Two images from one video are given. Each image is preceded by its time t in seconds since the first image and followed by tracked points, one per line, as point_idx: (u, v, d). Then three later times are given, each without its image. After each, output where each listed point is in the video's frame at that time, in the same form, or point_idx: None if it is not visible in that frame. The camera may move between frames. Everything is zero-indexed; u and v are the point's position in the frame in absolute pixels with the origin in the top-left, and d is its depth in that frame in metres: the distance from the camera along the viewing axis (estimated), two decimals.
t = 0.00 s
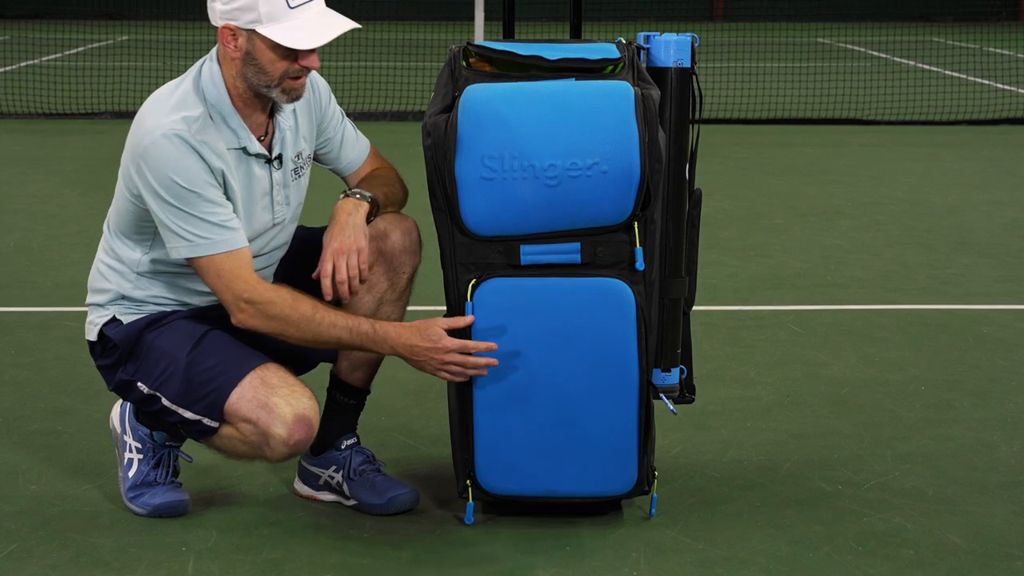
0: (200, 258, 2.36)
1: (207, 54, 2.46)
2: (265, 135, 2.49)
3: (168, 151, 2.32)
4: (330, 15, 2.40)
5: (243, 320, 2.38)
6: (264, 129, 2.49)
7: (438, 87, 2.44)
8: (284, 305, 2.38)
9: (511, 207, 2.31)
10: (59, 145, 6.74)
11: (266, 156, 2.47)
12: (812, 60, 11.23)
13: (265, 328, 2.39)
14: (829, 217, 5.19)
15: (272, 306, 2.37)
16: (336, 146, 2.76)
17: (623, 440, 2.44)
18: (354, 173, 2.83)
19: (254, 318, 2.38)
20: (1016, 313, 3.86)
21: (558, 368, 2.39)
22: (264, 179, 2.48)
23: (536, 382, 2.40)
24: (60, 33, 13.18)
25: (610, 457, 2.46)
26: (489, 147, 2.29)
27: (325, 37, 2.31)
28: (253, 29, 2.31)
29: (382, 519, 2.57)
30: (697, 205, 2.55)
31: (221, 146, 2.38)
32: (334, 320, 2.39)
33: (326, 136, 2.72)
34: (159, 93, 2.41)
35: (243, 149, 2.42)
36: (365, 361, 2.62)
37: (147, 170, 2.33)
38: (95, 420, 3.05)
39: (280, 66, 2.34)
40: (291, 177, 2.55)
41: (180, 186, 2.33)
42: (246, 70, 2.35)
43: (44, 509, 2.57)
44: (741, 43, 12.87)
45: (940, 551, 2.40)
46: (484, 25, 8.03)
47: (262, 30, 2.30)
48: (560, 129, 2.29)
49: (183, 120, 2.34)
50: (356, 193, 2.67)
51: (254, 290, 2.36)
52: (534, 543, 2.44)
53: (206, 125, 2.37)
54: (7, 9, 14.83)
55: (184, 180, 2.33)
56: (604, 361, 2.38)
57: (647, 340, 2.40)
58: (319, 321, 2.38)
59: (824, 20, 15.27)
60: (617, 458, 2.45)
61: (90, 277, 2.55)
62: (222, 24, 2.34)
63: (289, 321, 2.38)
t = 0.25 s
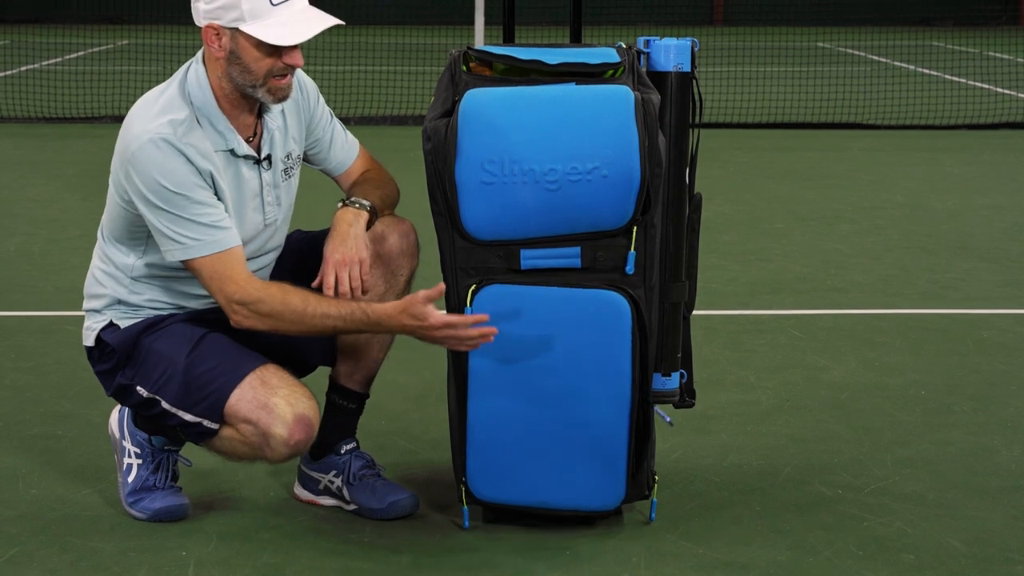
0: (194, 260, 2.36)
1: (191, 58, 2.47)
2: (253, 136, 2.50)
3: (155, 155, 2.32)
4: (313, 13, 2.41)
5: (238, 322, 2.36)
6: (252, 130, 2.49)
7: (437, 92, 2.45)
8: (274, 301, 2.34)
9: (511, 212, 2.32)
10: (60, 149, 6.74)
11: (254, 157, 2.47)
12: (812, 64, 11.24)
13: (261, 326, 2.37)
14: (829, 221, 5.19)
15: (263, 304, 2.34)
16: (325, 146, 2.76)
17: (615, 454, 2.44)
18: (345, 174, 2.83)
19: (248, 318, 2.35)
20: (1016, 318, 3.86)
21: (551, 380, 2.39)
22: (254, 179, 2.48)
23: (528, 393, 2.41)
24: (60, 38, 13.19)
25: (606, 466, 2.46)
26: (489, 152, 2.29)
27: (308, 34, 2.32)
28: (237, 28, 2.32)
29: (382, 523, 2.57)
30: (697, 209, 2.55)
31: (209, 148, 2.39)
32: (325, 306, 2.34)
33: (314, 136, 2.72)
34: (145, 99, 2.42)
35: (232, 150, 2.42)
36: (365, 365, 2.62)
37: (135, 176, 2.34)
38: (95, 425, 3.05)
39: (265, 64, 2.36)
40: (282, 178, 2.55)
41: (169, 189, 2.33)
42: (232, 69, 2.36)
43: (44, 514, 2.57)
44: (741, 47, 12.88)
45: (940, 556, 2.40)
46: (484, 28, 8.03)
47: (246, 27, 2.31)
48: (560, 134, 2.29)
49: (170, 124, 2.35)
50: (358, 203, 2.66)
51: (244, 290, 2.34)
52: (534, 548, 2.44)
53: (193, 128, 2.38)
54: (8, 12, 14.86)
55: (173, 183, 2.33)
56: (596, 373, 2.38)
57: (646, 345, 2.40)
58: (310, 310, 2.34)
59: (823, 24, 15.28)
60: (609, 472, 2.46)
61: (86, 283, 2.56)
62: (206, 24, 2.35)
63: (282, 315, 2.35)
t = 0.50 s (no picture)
0: (188, 265, 2.35)
1: (193, 65, 2.48)
2: (254, 144, 2.50)
3: (154, 161, 2.32)
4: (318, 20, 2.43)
5: (230, 328, 2.36)
6: (254, 138, 2.50)
7: (438, 101, 2.45)
8: (264, 303, 2.34)
9: (513, 220, 2.31)
10: (62, 158, 6.75)
11: (256, 164, 2.47)
12: (814, 73, 11.25)
13: (252, 330, 2.36)
14: (831, 230, 5.19)
15: (253, 307, 2.34)
16: (326, 154, 2.77)
17: (610, 464, 2.43)
18: (346, 182, 2.83)
19: (239, 323, 2.35)
20: (1017, 326, 3.85)
21: (540, 391, 2.39)
22: (255, 187, 2.49)
23: (517, 405, 2.41)
24: (63, 46, 13.21)
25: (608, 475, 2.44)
26: (492, 160, 2.29)
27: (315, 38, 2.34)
28: (243, 34, 2.34)
29: (384, 532, 2.57)
30: (699, 217, 2.54)
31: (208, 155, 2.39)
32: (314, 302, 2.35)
33: (316, 145, 2.73)
34: (147, 105, 2.43)
35: (232, 158, 2.43)
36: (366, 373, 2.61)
37: (133, 181, 2.33)
38: (97, 433, 3.05)
39: (270, 70, 2.37)
40: (282, 186, 2.55)
41: (167, 195, 2.33)
42: (236, 76, 2.37)
43: (46, 523, 2.57)
44: (743, 56, 12.90)
45: (943, 565, 2.39)
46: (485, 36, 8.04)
47: (252, 34, 2.33)
48: (561, 143, 2.29)
49: (170, 130, 2.35)
50: (357, 211, 2.65)
51: (234, 293, 2.34)
52: (537, 557, 2.43)
53: (194, 135, 2.38)
54: (11, 21, 14.89)
55: (171, 189, 2.33)
56: (586, 381, 2.38)
57: (648, 353, 2.40)
58: (300, 306, 2.35)
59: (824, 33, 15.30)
60: (605, 482, 2.44)
61: (87, 292, 2.56)
62: (211, 31, 2.37)
63: (272, 316, 2.35)
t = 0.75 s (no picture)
0: (166, 278, 2.35)
1: (202, 72, 2.48)
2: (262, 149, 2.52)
3: (157, 170, 2.32)
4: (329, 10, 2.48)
5: (191, 346, 2.34)
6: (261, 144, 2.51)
7: (444, 112, 2.45)
8: (236, 330, 2.34)
9: (519, 230, 2.32)
10: (68, 167, 6.76)
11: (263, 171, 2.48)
12: (819, 82, 11.25)
13: (214, 353, 2.35)
14: (836, 239, 5.19)
15: (223, 333, 2.33)
16: (334, 164, 2.78)
17: (613, 477, 2.41)
18: (354, 193, 2.83)
19: (204, 345, 2.33)
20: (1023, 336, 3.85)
21: (541, 402, 2.38)
22: (261, 195, 2.49)
23: (510, 418, 2.40)
24: (70, 56, 13.26)
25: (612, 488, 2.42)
26: (497, 171, 2.30)
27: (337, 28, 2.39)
28: (264, 35, 2.36)
29: (388, 542, 2.57)
30: (704, 227, 2.54)
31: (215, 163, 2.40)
32: (285, 346, 2.36)
33: (323, 154, 2.73)
34: (154, 111, 2.43)
35: (239, 166, 2.43)
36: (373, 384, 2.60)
37: (134, 189, 2.33)
38: (103, 443, 3.05)
39: (289, 68, 2.40)
40: (288, 193, 2.56)
41: (165, 206, 2.33)
42: (253, 78, 2.40)
43: (52, 532, 2.57)
44: (748, 65, 12.90)
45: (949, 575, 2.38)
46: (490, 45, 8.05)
47: (275, 33, 2.36)
48: (566, 152, 2.30)
49: (175, 139, 2.35)
50: (362, 222, 2.66)
51: (209, 316, 2.34)
52: (542, 567, 2.43)
53: (199, 144, 2.38)
54: (17, 31, 14.94)
55: (170, 200, 2.33)
56: (579, 396, 2.36)
57: (653, 363, 2.40)
58: (269, 346, 2.36)
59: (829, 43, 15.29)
60: (608, 494, 2.42)
61: (93, 301, 2.57)
62: (227, 39, 2.38)
63: (239, 347, 2.34)
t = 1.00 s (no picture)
0: (174, 288, 2.35)
1: (208, 82, 2.49)
2: (269, 158, 2.53)
3: (164, 179, 2.33)
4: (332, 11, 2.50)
5: (202, 356, 2.35)
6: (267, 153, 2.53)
7: (449, 123, 2.45)
8: (246, 344, 2.35)
9: (523, 240, 2.32)
10: (73, 177, 6.78)
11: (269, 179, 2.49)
12: (823, 93, 11.26)
13: (222, 365, 2.36)
14: (840, 250, 5.19)
15: (233, 346, 2.35)
16: (340, 174, 2.78)
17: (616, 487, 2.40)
18: (360, 203, 2.84)
19: (214, 356, 2.35)
20: None
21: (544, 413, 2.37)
22: (266, 203, 2.50)
23: (514, 428, 2.40)
24: (76, 66, 13.30)
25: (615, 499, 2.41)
26: (502, 181, 2.30)
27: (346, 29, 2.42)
28: (275, 40, 2.38)
29: (393, 552, 2.56)
30: (709, 237, 2.55)
31: (221, 171, 2.40)
32: (292, 368, 2.40)
33: (329, 164, 2.74)
34: (161, 122, 2.44)
35: (245, 174, 2.44)
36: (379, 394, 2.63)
37: (141, 198, 2.34)
38: (107, 453, 3.05)
39: (299, 74, 2.42)
40: (294, 201, 2.57)
41: (172, 214, 2.34)
42: (264, 84, 2.41)
43: (57, 542, 2.57)
44: (753, 76, 12.91)
45: None
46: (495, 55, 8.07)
47: (287, 37, 2.37)
48: (570, 163, 2.30)
49: (181, 148, 2.36)
50: (369, 234, 2.65)
51: (220, 326, 2.35)
52: None
53: (206, 153, 2.39)
54: (23, 41, 14.99)
55: (177, 208, 2.34)
56: (582, 406, 2.35)
57: (657, 373, 2.39)
58: (277, 365, 2.39)
59: (834, 53, 15.30)
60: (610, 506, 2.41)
61: (100, 311, 2.57)
62: (236, 47, 2.38)
63: (248, 363, 2.36)
